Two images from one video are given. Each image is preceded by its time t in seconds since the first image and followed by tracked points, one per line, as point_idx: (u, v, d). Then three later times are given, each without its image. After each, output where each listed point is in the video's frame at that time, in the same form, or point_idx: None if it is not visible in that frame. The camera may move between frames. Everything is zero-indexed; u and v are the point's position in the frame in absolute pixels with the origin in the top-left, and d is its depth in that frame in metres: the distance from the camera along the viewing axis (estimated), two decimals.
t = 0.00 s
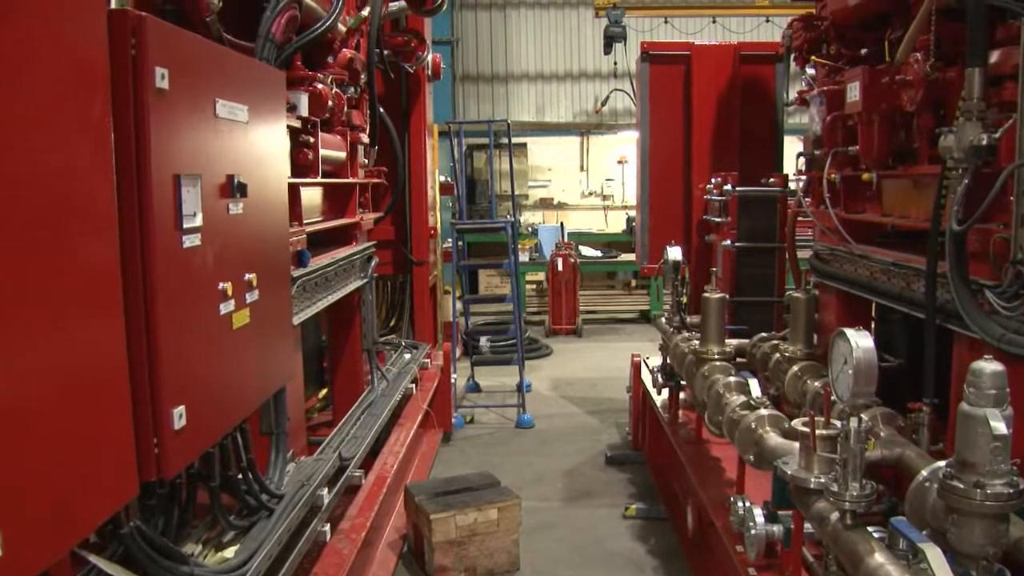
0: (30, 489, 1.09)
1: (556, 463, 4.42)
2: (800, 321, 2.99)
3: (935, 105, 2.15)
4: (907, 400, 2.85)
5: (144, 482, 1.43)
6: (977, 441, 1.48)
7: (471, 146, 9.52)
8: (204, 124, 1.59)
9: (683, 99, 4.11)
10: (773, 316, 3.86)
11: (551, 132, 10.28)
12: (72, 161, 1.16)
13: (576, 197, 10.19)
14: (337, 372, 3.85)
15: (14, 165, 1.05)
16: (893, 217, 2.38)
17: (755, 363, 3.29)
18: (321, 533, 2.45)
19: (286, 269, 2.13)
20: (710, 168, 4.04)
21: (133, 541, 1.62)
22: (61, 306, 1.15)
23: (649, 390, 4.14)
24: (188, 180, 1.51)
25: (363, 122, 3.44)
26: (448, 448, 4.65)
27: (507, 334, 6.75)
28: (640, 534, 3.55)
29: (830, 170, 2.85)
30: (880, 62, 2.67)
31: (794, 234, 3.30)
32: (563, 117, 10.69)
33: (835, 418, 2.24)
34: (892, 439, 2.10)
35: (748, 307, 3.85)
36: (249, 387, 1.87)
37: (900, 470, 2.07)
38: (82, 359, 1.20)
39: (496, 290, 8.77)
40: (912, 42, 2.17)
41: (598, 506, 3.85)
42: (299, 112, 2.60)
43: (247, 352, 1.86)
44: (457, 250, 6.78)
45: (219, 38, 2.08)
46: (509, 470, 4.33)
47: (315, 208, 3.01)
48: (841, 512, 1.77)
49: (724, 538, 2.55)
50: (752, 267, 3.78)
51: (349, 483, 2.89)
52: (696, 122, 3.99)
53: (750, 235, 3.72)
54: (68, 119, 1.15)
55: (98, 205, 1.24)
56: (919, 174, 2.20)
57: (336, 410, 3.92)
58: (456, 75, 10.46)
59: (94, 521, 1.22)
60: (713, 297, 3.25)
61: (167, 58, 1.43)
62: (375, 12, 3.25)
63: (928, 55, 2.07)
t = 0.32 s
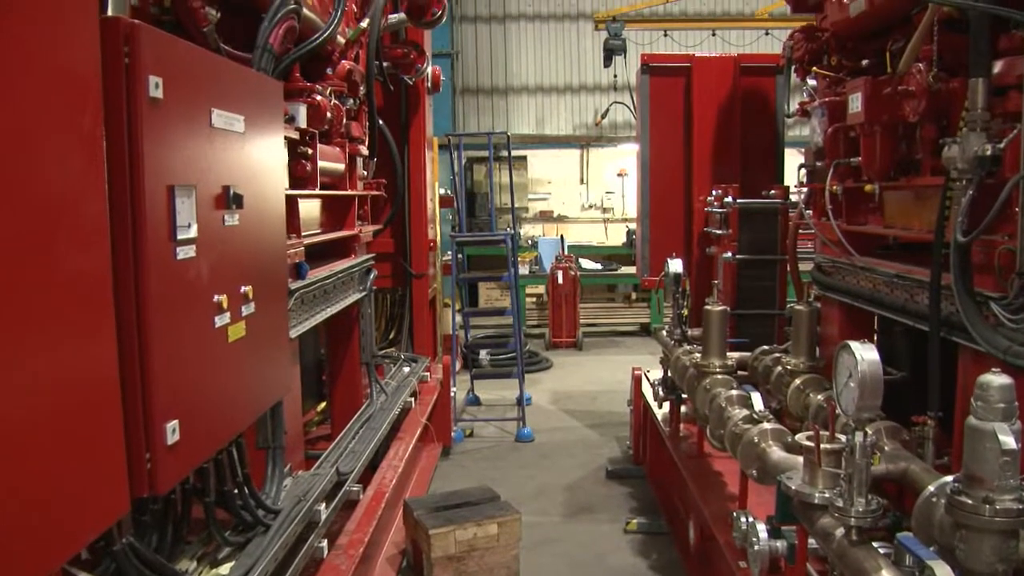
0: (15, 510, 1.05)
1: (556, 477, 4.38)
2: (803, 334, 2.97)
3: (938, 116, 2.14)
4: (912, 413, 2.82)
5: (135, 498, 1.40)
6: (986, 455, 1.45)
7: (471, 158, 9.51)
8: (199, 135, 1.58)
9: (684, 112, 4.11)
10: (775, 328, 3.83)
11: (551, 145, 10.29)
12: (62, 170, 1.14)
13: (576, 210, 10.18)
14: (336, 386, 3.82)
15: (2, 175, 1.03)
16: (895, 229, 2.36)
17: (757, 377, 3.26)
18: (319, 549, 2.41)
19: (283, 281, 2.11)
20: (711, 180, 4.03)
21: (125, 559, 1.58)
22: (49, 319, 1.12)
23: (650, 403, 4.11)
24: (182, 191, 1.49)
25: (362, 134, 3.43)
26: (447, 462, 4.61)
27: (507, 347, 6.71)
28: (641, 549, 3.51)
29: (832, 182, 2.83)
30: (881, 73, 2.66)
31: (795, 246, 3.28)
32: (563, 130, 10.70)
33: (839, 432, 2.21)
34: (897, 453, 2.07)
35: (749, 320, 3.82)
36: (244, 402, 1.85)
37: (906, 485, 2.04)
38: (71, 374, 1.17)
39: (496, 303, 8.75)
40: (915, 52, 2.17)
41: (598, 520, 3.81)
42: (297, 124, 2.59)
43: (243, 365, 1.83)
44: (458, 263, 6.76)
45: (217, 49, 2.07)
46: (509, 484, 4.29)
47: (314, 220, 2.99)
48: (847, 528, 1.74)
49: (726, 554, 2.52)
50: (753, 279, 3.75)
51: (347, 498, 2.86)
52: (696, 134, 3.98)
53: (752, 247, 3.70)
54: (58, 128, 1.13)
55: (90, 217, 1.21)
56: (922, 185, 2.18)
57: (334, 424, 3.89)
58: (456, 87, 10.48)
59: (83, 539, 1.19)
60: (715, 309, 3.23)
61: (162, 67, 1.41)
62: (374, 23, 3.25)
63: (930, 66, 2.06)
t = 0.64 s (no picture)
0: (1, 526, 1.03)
1: (557, 491, 4.34)
2: (805, 347, 2.95)
3: (940, 127, 2.13)
4: (917, 427, 2.79)
5: (127, 514, 1.37)
6: (994, 471, 1.42)
7: (471, 172, 9.52)
8: (195, 145, 1.56)
9: (684, 124, 4.10)
10: (777, 341, 3.81)
11: (551, 158, 10.30)
12: (54, 180, 1.12)
13: (576, 223, 10.18)
14: (335, 400, 3.79)
15: None
16: (897, 242, 2.35)
17: (758, 391, 3.24)
18: (316, 566, 2.38)
19: (281, 295, 2.09)
20: (711, 193, 4.02)
21: None
22: (39, 331, 1.10)
23: (651, 417, 4.08)
24: (177, 202, 1.48)
25: (361, 146, 3.43)
26: (447, 477, 4.58)
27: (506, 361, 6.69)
28: (642, 565, 3.47)
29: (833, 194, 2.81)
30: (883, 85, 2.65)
31: (797, 258, 3.26)
32: (563, 144, 10.72)
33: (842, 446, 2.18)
34: (901, 468, 2.04)
35: (750, 333, 3.80)
36: (240, 417, 1.82)
37: (910, 500, 2.01)
38: (61, 387, 1.15)
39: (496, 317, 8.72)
40: (917, 64, 2.16)
41: (599, 535, 3.77)
42: (296, 136, 2.58)
43: (239, 379, 1.81)
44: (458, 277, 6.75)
45: (215, 60, 2.07)
46: (509, 499, 4.25)
47: (313, 233, 2.98)
48: (852, 544, 1.72)
49: (729, 570, 2.48)
50: (755, 292, 3.73)
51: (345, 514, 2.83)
52: (697, 147, 3.97)
53: (753, 260, 3.67)
54: (50, 136, 1.11)
55: (81, 228, 1.19)
56: (925, 197, 2.16)
57: (332, 438, 3.86)
58: (455, 101, 10.50)
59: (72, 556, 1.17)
60: (716, 322, 3.20)
61: (157, 77, 1.39)
62: (374, 36, 3.24)
63: (932, 77, 2.04)
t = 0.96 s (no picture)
0: None
1: (557, 508, 4.30)
2: (807, 362, 2.92)
3: (942, 140, 2.11)
4: (921, 443, 2.76)
5: (121, 532, 1.35)
6: (1002, 487, 1.40)
7: (471, 187, 9.53)
8: (191, 157, 1.55)
9: (684, 139, 4.10)
10: (778, 356, 3.79)
11: (551, 173, 10.30)
12: (45, 193, 1.11)
13: (576, 238, 10.17)
14: (333, 415, 3.76)
15: None
16: (899, 256, 2.33)
17: (760, 406, 3.21)
18: None
19: (278, 309, 2.07)
20: (712, 208, 4.01)
21: None
22: (29, 347, 1.08)
23: (652, 432, 4.05)
24: (173, 216, 1.46)
25: (361, 160, 3.42)
26: (446, 493, 4.55)
27: (507, 376, 6.65)
28: None
29: (834, 209, 2.80)
30: (884, 99, 2.64)
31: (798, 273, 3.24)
32: (563, 159, 10.73)
33: (846, 462, 2.15)
34: (906, 484, 2.01)
35: (752, 348, 3.78)
36: (237, 432, 1.80)
37: (915, 516, 1.98)
38: (53, 404, 1.13)
39: (496, 332, 8.70)
40: (918, 77, 2.16)
41: (599, 552, 3.74)
42: (294, 150, 2.56)
43: (236, 395, 1.79)
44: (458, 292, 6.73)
45: (213, 73, 2.06)
46: (509, 516, 4.21)
47: (312, 247, 2.97)
48: (857, 563, 1.69)
49: None
50: (756, 306, 3.71)
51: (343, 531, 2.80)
52: (697, 162, 3.97)
53: (754, 275, 3.66)
54: (41, 147, 1.10)
55: (75, 241, 1.18)
56: (927, 211, 2.14)
57: (332, 454, 3.83)
58: (455, 116, 10.53)
59: None
60: (717, 338, 3.18)
61: (153, 89, 1.38)
62: (374, 50, 3.24)
63: (934, 90, 2.04)
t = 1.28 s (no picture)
0: None
1: (557, 523, 4.27)
2: (808, 376, 2.90)
3: (944, 153, 2.10)
4: (925, 457, 2.73)
5: (114, 548, 1.33)
6: (1009, 502, 1.38)
7: (471, 202, 9.54)
8: (188, 168, 1.54)
9: (684, 153, 4.10)
10: (779, 371, 3.77)
11: (551, 187, 10.30)
12: (37, 203, 1.09)
13: (576, 252, 10.17)
14: (332, 429, 3.74)
15: None
16: (901, 269, 2.32)
17: (762, 420, 3.19)
18: None
19: (276, 323, 2.05)
20: (712, 222, 4.00)
21: None
22: (21, 359, 1.06)
23: (654, 447, 4.02)
24: (169, 228, 1.45)
25: (360, 174, 3.42)
26: (445, 508, 4.51)
27: (507, 391, 6.63)
28: None
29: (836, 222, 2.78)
30: (885, 112, 2.64)
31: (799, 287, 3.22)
32: (563, 173, 10.74)
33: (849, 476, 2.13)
34: (910, 499, 1.99)
35: (753, 362, 3.76)
36: (234, 447, 1.78)
37: (920, 532, 1.95)
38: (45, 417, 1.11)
39: (496, 346, 8.68)
40: (919, 90, 2.15)
41: (599, 568, 3.70)
42: (294, 163, 2.55)
43: (233, 410, 1.77)
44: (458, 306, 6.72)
45: (212, 85, 2.06)
46: (508, 531, 4.18)
47: (311, 261, 2.96)
48: None
49: None
50: (757, 320, 3.70)
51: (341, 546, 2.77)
52: (697, 175, 3.97)
53: (755, 288, 3.64)
54: (34, 157, 1.09)
55: (69, 253, 1.16)
56: (929, 224, 2.13)
57: (330, 469, 3.80)
58: (455, 130, 10.56)
59: None
60: (718, 352, 3.16)
61: (149, 100, 1.37)
62: (373, 63, 3.24)
63: (935, 103, 2.03)
